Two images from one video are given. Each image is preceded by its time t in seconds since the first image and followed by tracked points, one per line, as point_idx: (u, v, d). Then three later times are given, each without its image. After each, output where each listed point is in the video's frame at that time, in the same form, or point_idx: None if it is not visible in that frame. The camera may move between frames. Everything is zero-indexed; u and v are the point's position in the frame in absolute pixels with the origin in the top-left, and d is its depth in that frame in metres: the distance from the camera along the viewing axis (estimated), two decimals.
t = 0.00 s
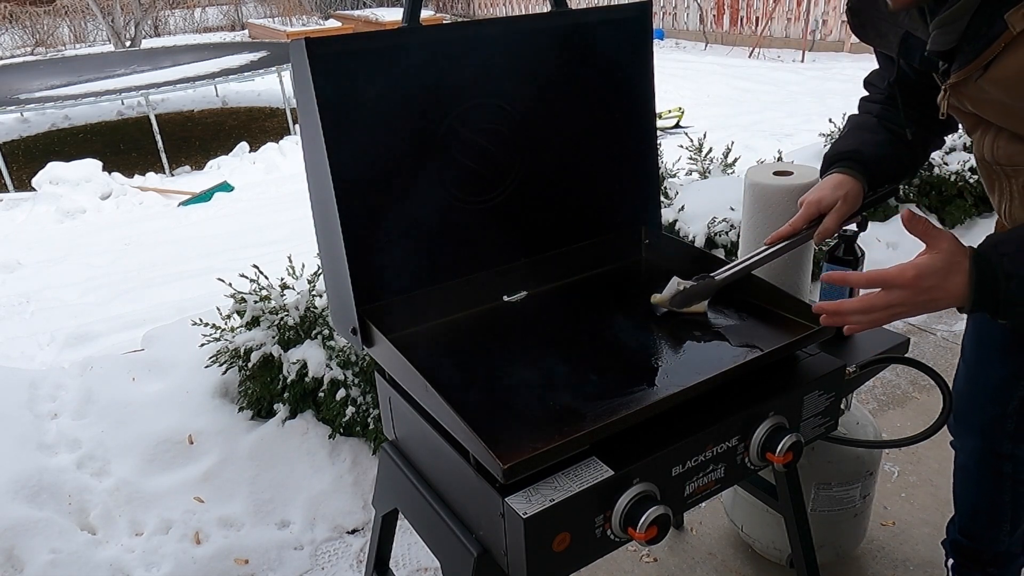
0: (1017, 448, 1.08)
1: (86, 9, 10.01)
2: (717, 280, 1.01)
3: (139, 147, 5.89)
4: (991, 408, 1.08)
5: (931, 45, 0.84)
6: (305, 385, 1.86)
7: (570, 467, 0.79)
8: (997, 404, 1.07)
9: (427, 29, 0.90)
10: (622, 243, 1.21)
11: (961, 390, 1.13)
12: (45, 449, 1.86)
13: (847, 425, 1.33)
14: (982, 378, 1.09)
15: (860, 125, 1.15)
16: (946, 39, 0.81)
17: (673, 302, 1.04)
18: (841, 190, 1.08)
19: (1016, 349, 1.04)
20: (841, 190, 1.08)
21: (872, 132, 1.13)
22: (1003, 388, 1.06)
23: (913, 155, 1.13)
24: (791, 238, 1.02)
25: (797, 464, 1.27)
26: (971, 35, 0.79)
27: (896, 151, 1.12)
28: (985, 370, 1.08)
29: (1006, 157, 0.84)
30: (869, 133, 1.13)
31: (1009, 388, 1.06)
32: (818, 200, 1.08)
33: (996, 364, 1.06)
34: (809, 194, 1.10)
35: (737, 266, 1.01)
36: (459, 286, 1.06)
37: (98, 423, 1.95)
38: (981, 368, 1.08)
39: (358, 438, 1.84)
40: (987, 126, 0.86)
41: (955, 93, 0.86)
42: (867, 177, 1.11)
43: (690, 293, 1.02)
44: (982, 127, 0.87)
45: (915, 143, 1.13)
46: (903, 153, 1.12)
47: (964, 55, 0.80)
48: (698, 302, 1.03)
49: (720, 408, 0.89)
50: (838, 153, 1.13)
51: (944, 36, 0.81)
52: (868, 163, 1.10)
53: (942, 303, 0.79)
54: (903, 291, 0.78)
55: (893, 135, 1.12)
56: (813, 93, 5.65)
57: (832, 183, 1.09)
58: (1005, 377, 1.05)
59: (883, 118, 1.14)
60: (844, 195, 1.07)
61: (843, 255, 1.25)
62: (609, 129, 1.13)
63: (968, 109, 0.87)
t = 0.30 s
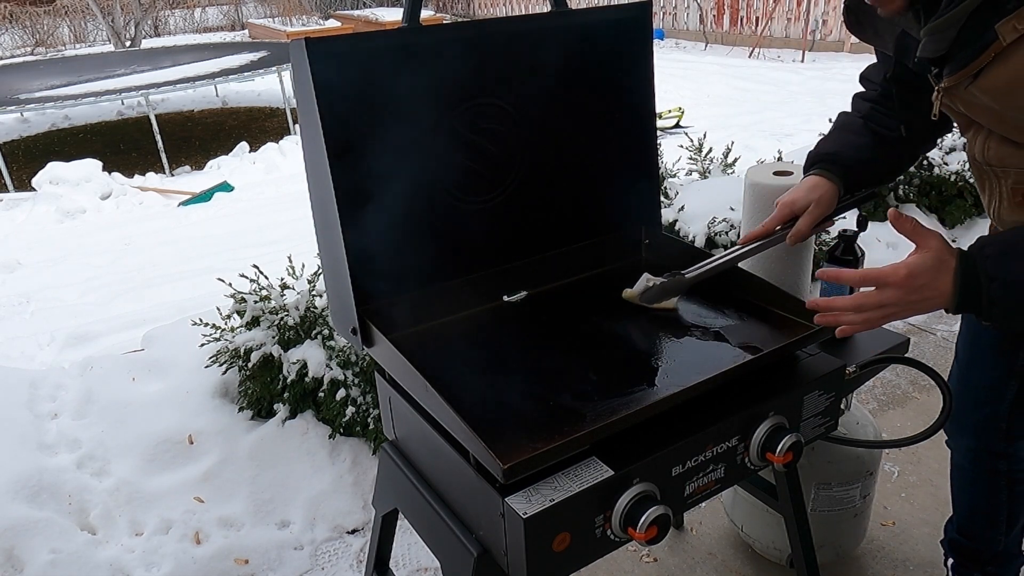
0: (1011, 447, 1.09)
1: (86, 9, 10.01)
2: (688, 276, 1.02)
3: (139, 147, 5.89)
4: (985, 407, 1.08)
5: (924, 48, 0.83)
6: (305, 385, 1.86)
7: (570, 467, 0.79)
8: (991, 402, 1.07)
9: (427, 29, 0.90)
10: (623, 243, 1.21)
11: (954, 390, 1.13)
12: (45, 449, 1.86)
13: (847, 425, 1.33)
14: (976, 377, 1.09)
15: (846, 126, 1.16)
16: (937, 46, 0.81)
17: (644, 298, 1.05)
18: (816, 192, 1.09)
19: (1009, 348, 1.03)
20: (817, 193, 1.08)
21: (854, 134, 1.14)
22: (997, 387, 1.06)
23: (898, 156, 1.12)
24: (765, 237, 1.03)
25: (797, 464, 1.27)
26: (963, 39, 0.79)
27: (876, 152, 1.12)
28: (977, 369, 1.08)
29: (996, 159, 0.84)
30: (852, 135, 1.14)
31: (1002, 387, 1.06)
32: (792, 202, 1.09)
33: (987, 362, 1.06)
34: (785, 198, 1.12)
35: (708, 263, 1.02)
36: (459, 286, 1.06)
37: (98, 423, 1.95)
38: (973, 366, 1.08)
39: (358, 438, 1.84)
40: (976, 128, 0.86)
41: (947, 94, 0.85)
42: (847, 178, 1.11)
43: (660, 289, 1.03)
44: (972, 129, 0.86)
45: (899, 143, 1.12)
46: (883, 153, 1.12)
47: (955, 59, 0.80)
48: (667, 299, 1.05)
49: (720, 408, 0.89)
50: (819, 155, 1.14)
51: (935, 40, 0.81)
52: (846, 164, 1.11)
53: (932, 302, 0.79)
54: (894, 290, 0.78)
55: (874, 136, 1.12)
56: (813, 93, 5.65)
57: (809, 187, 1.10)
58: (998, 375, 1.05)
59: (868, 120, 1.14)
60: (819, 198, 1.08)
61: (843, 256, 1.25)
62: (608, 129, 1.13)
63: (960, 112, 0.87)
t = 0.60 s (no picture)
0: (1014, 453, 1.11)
1: (86, 9, 10.01)
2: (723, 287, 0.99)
3: (139, 147, 5.89)
4: (986, 410, 1.09)
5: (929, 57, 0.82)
6: (305, 385, 1.86)
7: (570, 467, 0.79)
8: (993, 406, 1.09)
9: (428, 29, 0.90)
10: (623, 242, 1.20)
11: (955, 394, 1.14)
12: (45, 449, 1.86)
13: (847, 425, 1.33)
14: (975, 381, 1.10)
15: (859, 115, 1.15)
16: (942, 58, 0.80)
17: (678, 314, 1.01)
18: (834, 185, 1.09)
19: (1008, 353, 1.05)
20: (834, 187, 1.09)
21: (865, 124, 1.14)
22: (999, 390, 1.07)
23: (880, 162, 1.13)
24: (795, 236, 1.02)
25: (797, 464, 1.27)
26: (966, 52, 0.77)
27: (862, 156, 1.12)
28: (978, 372, 1.09)
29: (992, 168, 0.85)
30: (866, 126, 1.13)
31: (1003, 390, 1.07)
32: (812, 198, 1.09)
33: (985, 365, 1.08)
34: (802, 193, 1.11)
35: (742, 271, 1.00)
36: (458, 286, 1.06)
37: (98, 423, 1.95)
38: (974, 371, 1.10)
39: (358, 438, 1.84)
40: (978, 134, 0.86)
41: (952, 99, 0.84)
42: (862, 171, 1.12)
43: (696, 304, 1.00)
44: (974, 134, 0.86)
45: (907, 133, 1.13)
46: (893, 141, 1.12)
47: (960, 71, 0.79)
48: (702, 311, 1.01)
49: (720, 408, 0.89)
50: (832, 148, 1.14)
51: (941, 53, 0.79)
52: (862, 157, 1.12)
53: (984, 334, 0.80)
54: (943, 330, 0.80)
55: (887, 125, 1.13)
56: (813, 93, 5.65)
57: (823, 181, 1.10)
58: (998, 379, 1.07)
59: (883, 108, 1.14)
60: (837, 192, 1.08)
61: (843, 255, 1.25)
62: (608, 128, 1.13)
63: (962, 115, 0.86)
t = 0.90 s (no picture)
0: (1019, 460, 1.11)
1: (86, 9, 10.01)
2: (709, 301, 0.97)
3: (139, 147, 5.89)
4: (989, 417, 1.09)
5: (932, 67, 0.81)
6: (305, 385, 1.86)
7: (570, 467, 0.79)
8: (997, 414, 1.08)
9: (428, 29, 0.90)
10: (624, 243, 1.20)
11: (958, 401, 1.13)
12: (45, 449, 1.86)
13: (847, 425, 1.33)
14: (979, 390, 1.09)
15: (842, 126, 1.13)
16: (945, 69, 0.79)
17: (664, 328, 0.99)
18: (819, 200, 1.08)
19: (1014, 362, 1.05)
20: (820, 201, 1.08)
21: (847, 135, 1.12)
22: (1003, 401, 1.06)
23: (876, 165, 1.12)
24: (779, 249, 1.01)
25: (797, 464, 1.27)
26: (971, 65, 0.76)
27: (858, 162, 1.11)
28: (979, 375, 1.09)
29: (996, 175, 0.85)
30: (848, 137, 1.12)
31: (1008, 401, 1.06)
32: (797, 211, 1.08)
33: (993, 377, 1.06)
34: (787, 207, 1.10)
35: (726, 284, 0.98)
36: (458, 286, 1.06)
37: (98, 423, 1.94)
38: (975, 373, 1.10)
39: (358, 438, 1.84)
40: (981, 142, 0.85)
41: (955, 107, 0.84)
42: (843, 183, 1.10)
43: (682, 318, 0.97)
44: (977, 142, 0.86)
45: (891, 144, 1.13)
46: (876, 153, 1.11)
47: (964, 82, 0.78)
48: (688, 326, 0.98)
49: (720, 408, 0.89)
50: (815, 161, 1.13)
51: (944, 65, 0.78)
52: (849, 171, 1.11)
53: (1021, 366, 0.78)
54: (974, 367, 0.77)
55: (869, 137, 1.11)
56: (813, 92, 5.65)
57: (809, 194, 1.09)
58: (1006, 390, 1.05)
59: (865, 118, 1.12)
60: (822, 206, 1.07)
61: (843, 255, 1.25)
62: (609, 129, 1.13)
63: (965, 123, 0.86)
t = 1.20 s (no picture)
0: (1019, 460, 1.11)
1: (86, 9, 10.01)
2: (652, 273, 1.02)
3: (140, 147, 5.89)
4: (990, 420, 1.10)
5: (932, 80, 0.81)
6: (305, 385, 1.86)
7: (570, 467, 0.79)
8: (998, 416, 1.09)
9: (428, 29, 0.90)
10: (624, 243, 1.20)
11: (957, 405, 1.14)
12: (45, 449, 1.86)
13: (847, 425, 1.33)
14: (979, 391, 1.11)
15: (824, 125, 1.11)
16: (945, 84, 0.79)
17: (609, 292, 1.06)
18: (776, 193, 1.09)
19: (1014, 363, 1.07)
20: (776, 194, 1.09)
21: (819, 132, 1.10)
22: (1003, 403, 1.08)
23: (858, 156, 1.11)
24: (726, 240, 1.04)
25: (797, 464, 1.27)
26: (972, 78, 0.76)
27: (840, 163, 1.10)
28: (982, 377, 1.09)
29: (995, 182, 0.85)
30: (823, 135, 1.10)
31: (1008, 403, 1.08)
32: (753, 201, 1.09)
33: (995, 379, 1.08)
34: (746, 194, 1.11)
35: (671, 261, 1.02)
36: (459, 286, 1.06)
37: (98, 423, 1.95)
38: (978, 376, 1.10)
39: (358, 438, 1.84)
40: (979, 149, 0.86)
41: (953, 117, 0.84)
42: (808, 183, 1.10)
43: (624, 285, 1.03)
44: (975, 149, 0.87)
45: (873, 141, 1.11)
46: (846, 152, 1.10)
47: (966, 95, 0.78)
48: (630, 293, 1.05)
49: (721, 407, 0.89)
50: (781, 152, 1.12)
51: (944, 79, 0.78)
52: (814, 170, 1.10)
53: None
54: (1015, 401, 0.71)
55: (842, 136, 1.09)
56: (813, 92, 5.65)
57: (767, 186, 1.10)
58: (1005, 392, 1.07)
59: (841, 117, 1.10)
60: (778, 199, 1.08)
61: (843, 255, 1.25)
62: (608, 129, 1.13)
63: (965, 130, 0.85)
